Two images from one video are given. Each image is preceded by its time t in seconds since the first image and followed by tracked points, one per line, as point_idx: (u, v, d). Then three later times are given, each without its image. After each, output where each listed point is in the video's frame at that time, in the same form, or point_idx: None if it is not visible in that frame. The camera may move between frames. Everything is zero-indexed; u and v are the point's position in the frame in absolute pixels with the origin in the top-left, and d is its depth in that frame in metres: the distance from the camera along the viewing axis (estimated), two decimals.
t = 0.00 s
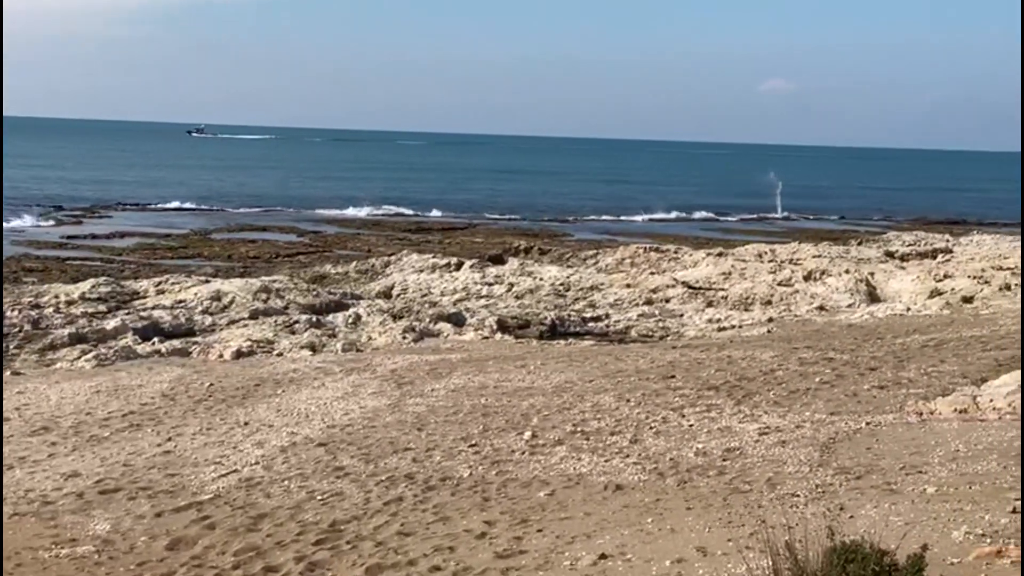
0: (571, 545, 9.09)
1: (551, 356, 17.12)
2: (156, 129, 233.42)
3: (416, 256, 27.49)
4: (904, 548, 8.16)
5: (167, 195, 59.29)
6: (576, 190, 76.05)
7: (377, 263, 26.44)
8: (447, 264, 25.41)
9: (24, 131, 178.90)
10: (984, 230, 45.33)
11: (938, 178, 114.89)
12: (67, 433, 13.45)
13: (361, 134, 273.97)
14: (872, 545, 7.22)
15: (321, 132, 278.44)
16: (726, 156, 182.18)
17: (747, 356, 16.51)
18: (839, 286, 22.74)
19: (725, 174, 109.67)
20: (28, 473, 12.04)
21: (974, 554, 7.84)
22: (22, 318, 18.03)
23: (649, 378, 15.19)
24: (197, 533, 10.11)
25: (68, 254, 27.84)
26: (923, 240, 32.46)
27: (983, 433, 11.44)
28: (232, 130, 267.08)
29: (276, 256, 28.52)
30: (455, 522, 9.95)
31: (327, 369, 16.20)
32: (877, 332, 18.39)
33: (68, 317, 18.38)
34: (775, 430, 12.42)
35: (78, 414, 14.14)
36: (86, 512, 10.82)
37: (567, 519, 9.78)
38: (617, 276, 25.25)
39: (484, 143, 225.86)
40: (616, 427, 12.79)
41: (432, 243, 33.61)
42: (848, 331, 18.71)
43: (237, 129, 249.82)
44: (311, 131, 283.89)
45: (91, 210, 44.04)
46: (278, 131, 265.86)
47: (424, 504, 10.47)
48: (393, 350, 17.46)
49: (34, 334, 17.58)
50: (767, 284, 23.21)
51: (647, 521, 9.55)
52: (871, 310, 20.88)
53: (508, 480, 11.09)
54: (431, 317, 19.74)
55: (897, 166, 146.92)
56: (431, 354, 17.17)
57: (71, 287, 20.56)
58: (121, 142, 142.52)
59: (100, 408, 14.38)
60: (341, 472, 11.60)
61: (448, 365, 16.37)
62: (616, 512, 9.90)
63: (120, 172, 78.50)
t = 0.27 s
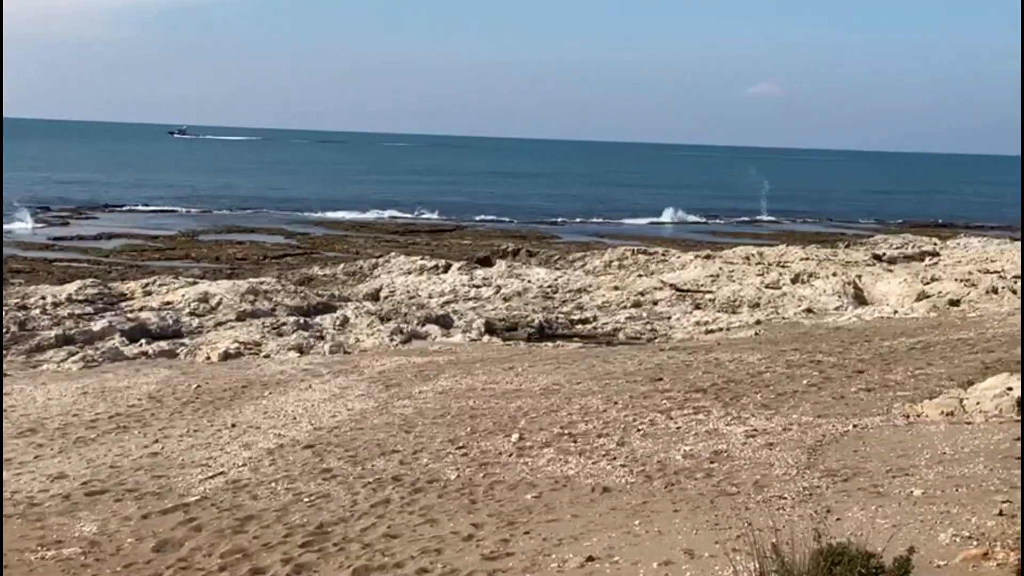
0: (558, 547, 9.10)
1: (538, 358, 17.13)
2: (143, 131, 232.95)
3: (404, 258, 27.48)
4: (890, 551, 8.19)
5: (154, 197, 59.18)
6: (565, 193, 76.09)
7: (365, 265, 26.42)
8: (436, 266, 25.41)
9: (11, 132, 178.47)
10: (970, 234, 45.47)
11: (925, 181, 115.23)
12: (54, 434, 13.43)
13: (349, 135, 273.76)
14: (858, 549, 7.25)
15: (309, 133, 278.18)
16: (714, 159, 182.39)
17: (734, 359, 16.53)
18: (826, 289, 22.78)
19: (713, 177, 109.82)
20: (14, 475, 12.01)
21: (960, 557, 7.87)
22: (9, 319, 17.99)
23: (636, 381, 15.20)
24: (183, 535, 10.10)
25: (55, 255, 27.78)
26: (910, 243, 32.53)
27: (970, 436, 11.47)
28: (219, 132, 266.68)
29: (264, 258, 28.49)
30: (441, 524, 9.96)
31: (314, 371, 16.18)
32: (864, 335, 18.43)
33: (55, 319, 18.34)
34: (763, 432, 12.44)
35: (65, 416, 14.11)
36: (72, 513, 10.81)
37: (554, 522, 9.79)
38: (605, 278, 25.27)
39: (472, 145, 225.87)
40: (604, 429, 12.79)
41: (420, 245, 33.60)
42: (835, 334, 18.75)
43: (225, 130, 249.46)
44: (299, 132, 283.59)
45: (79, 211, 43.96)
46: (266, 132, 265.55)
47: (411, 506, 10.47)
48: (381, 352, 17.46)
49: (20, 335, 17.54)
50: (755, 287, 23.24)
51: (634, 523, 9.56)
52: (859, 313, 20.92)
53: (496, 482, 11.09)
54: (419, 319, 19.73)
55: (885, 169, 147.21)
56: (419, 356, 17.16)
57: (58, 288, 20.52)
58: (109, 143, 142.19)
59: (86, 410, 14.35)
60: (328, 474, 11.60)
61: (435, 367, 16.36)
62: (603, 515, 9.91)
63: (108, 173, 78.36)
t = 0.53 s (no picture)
0: (552, 550, 9.10)
1: (533, 361, 17.14)
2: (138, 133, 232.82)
3: (398, 260, 27.49)
4: (883, 555, 8.20)
5: (149, 199, 59.14)
6: (560, 196, 76.12)
7: (359, 267, 26.43)
8: (430, 269, 25.42)
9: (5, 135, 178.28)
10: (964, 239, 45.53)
11: (918, 185, 115.46)
12: (48, 436, 13.41)
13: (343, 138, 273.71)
14: (851, 552, 7.27)
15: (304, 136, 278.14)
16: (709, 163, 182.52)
17: (728, 362, 16.54)
18: (821, 293, 22.80)
19: (707, 180, 109.91)
20: (7, 477, 11.99)
21: (954, 560, 7.88)
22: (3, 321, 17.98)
23: (630, 384, 15.21)
24: (176, 537, 10.09)
25: (49, 257, 27.76)
26: (904, 248, 32.60)
27: (963, 440, 11.49)
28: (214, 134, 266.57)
29: (258, 260, 28.49)
30: (435, 527, 9.95)
31: (308, 374, 16.17)
32: (858, 338, 18.45)
33: (49, 321, 18.34)
34: (757, 436, 12.45)
35: (59, 418, 14.10)
36: (65, 516, 10.79)
37: (548, 525, 9.79)
38: (600, 281, 25.29)
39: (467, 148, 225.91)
40: (597, 432, 12.81)
41: (414, 248, 33.59)
42: (830, 337, 18.77)
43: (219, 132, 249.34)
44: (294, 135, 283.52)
45: (73, 213, 43.91)
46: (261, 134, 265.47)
47: (405, 509, 10.47)
48: (375, 355, 17.46)
49: (14, 337, 17.53)
50: (749, 291, 23.27)
51: (628, 526, 9.56)
52: (853, 317, 20.94)
53: (490, 485, 11.09)
54: (413, 322, 19.74)
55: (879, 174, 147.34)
56: (413, 359, 17.16)
57: (52, 290, 20.51)
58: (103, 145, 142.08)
59: (80, 412, 14.34)
60: (322, 477, 11.59)
61: (429, 370, 16.37)
62: (596, 518, 9.91)
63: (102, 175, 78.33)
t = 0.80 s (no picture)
0: (551, 554, 9.12)
1: (532, 364, 17.15)
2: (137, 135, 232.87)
3: (398, 263, 27.51)
4: (882, 559, 8.21)
5: (148, 201, 59.16)
6: (560, 199, 76.14)
7: (359, 270, 26.45)
8: (430, 272, 25.44)
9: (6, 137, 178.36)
10: (963, 243, 45.56)
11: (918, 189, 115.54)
12: (47, 438, 13.42)
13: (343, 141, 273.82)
14: (850, 556, 7.28)
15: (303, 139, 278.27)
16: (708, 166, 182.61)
17: (728, 366, 16.56)
18: (820, 297, 22.82)
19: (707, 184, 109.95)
20: (7, 479, 12.00)
21: (952, 565, 7.90)
22: (3, 323, 18.01)
23: (630, 388, 15.22)
24: (175, 540, 10.10)
25: (49, 260, 27.77)
26: (904, 252, 32.63)
27: (963, 445, 11.50)
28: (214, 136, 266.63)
29: (258, 263, 28.50)
30: (434, 530, 9.97)
31: (308, 377, 16.18)
32: (857, 342, 18.48)
33: (49, 323, 18.36)
34: (756, 440, 12.46)
35: (58, 420, 14.11)
36: (65, 518, 10.80)
37: (547, 528, 9.81)
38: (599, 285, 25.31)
39: (467, 151, 226.01)
40: (597, 436, 12.82)
41: (414, 251, 33.61)
42: (829, 341, 18.79)
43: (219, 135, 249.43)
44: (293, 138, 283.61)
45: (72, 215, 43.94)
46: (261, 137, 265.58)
47: (404, 512, 10.49)
48: (374, 358, 17.47)
49: (14, 339, 17.55)
50: (749, 295, 23.28)
51: (627, 530, 9.58)
52: (852, 321, 20.96)
53: (489, 488, 11.11)
54: (413, 325, 19.75)
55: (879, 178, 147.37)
56: (412, 362, 17.17)
57: (51, 292, 20.53)
58: (102, 147, 142.12)
59: (79, 414, 14.35)
60: (321, 480, 11.60)
61: (429, 373, 16.39)
62: (596, 521, 9.93)
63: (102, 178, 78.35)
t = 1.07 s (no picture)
0: (556, 557, 9.11)
1: (537, 368, 17.16)
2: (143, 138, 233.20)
3: (404, 266, 27.54)
4: (888, 564, 8.21)
5: (155, 205, 59.22)
6: (566, 203, 76.17)
7: (365, 273, 26.47)
8: (435, 276, 25.46)
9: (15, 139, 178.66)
10: (969, 248, 45.51)
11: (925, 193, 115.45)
12: (53, 441, 13.44)
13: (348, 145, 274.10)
14: (854, 561, 7.29)
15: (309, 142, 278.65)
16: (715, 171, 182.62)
17: (734, 370, 16.55)
18: (826, 301, 22.81)
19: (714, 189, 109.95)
20: (13, 481, 12.01)
21: (959, 570, 7.89)
22: (10, 325, 18.05)
23: (635, 392, 15.22)
24: (180, 542, 10.11)
25: (56, 262, 27.83)
26: (910, 256, 32.62)
27: (968, 450, 11.49)
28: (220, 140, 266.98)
29: (264, 266, 28.54)
30: (439, 534, 9.97)
31: (313, 380, 16.19)
32: (863, 347, 18.46)
33: (56, 325, 18.39)
34: (762, 444, 12.46)
35: (64, 423, 14.13)
36: (71, 520, 10.82)
37: (552, 532, 9.81)
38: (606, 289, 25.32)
39: (474, 155, 226.02)
40: (602, 440, 12.83)
41: (420, 255, 33.62)
42: (835, 346, 18.78)
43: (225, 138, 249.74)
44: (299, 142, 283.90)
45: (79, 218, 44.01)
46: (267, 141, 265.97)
47: (409, 515, 10.49)
48: (380, 361, 17.48)
49: (21, 340, 17.59)
50: (755, 299, 23.28)
51: (632, 533, 9.58)
52: (858, 326, 20.95)
53: (494, 492, 11.11)
54: (418, 328, 19.76)
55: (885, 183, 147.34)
56: (418, 365, 17.18)
57: (58, 294, 20.57)
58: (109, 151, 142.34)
59: (85, 417, 14.36)
60: (326, 483, 11.61)
61: (435, 376, 16.39)
62: (601, 525, 9.93)
63: (109, 181, 78.48)
